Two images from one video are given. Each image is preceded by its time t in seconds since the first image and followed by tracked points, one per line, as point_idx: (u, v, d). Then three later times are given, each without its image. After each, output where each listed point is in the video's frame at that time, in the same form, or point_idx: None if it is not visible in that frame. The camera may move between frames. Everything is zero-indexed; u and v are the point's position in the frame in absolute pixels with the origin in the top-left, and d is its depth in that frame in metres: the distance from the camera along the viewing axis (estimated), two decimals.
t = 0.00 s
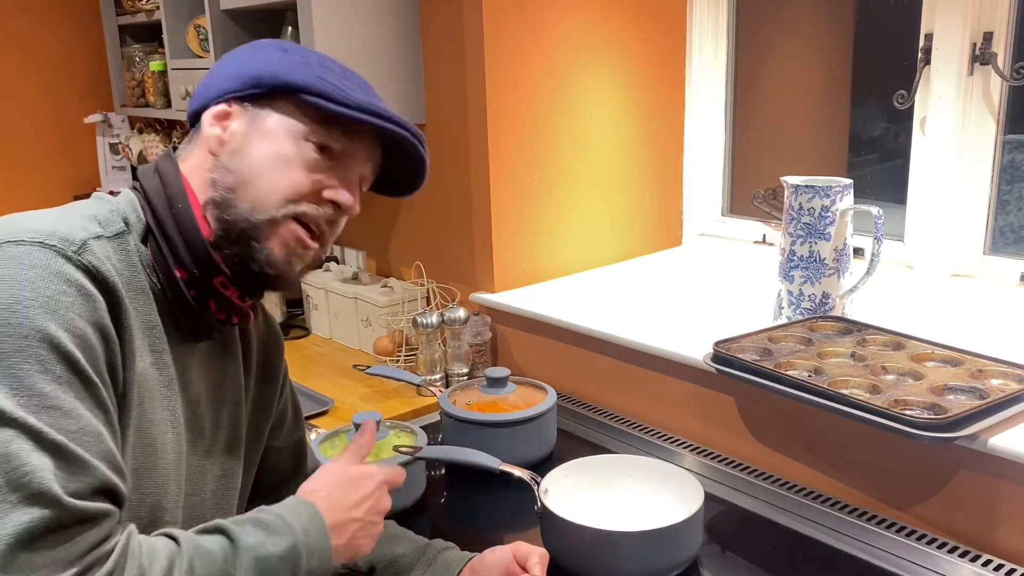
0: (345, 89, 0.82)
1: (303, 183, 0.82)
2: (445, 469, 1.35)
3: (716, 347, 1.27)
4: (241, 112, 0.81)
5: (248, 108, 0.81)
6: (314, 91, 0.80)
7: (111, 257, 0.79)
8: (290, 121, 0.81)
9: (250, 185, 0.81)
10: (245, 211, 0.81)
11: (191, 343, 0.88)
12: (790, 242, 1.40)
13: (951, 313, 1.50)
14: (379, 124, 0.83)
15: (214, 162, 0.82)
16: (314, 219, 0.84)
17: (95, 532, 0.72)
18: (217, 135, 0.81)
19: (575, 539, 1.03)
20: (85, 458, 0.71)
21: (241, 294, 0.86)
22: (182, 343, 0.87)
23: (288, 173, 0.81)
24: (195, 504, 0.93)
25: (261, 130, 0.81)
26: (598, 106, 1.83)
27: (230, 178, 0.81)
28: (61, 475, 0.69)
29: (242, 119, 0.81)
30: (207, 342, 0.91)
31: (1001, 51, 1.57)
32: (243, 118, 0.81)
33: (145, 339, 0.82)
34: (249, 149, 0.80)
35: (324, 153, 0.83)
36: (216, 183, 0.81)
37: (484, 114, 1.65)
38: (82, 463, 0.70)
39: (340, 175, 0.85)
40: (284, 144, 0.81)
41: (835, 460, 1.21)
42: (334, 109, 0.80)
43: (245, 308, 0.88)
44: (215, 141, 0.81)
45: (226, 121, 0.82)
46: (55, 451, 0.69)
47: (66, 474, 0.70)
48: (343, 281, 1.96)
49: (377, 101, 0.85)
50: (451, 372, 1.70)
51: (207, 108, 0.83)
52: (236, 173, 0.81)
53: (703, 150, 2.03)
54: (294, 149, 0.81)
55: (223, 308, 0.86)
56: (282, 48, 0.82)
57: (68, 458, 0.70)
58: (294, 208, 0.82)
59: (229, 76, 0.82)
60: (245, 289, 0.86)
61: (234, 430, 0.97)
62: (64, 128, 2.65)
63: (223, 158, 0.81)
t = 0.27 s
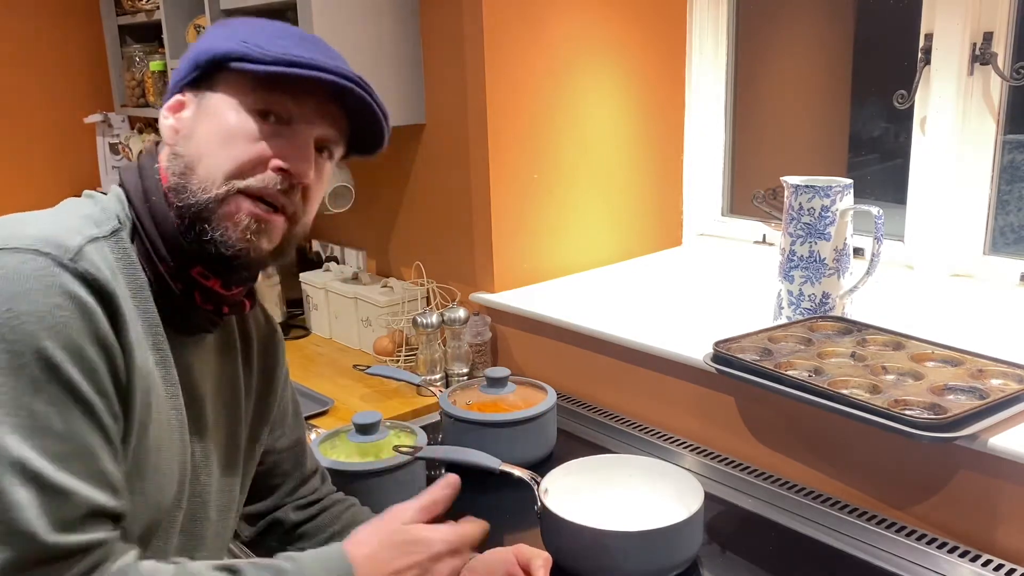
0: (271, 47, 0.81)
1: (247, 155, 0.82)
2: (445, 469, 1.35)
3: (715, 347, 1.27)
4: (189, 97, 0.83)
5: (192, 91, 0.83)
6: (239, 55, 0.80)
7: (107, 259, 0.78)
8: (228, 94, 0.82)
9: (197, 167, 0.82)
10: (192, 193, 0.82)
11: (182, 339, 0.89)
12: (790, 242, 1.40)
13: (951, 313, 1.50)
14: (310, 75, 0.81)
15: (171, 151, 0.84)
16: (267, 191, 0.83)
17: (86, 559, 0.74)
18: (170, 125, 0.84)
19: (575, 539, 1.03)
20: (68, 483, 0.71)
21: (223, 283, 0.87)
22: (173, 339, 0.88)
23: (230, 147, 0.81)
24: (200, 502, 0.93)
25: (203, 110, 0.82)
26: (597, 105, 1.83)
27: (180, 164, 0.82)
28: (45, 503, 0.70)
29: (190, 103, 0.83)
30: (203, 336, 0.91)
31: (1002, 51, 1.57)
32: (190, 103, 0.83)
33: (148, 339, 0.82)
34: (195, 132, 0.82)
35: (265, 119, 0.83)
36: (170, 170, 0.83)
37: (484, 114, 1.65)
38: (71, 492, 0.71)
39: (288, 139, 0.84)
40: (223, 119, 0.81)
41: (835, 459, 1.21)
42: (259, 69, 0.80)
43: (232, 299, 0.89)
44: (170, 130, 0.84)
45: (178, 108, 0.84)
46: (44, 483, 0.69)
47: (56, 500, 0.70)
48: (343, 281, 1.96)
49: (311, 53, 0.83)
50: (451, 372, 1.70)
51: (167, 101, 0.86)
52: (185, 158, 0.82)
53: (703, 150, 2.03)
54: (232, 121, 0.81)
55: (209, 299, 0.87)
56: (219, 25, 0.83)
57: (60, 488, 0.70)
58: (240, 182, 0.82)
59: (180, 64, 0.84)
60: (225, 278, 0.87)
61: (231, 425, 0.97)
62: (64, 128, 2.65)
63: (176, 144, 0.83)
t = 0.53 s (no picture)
0: (266, 46, 0.79)
1: (251, 158, 0.81)
2: (445, 469, 1.35)
3: (716, 347, 1.27)
4: (185, 96, 0.82)
5: (188, 90, 0.82)
6: (233, 56, 0.78)
7: (81, 255, 0.80)
8: (226, 96, 0.81)
9: (199, 171, 0.81)
10: (198, 198, 0.81)
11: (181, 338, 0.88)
12: (790, 242, 1.40)
13: (952, 313, 1.50)
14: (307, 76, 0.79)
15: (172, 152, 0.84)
16: (275, 193, 0.82)
17: None
18: (169, 126, 0.83)
19: (575, 539, 1.03)
20: None
21: (221, 281, 0.86)
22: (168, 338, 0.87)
23: (234, 151, 0.81)
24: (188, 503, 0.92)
25: (201, 112, 0.81)
26: (597, 106, 1.83)
27: (182, 166, 0.82)
28: None
29: (187, 103, 0.82)
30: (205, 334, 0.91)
31: (1001, 51, 1.57)
32: (187, 103, 0.82)
33: (127, 333, 0.83)
34: (195, 134, 0.81)
35: (265, 120, 0.82)
36: (173, 173, 0.83)
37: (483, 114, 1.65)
38: None
39: (292, 140, 0.83)
40: (223, 121, 0.81)
41: (835, 459, 1.21)
42: (254, 71, 0.78)
43: (230, 296, 0.89)
44: (170, 131, 0.83)
45: (175, 108, 0.83)
46: None
47: None
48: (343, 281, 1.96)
49: (308, 50, 0.80)
50: (451, 372, 1.70)
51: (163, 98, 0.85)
52: (187, 161, 0.82)
53: (703, 150, 2.03)
54: (233, 124, 0.81)
55: (206, 297, 0.87)
56: (213, 19, 0.81)
57: None
58: (246, 185, 0.82)
59: (174, 59, 0.83)
60: (223, 276, 0.86)
61: (232, 425, 0.96)
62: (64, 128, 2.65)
63: (176, 146, 0.83)
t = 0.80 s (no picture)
0: (275, 45, 0.79)
1: (251, 159, 0.81)
2: (445, 469, 1.35)
3: (716, 347, 1.27)
4: (192, 93, 0.82)
5: (196, 88, 0.82)
6: (242, 54, 0.79)
7: (79, 260, 0.80)
8: (232, 94, 0.81)
9: (199, 169, 0.81)
10: (196, 198, 0.81)
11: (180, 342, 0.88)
12: (790, 242, 1.40)
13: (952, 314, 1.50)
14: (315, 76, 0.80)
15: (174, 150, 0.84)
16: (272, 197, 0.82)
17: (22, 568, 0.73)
18: (174, 123, 0.83)
19: (575, 539, 1.03)
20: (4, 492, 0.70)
21: (218, 287, 0.86)
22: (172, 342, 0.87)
23: (234, 151, 0.81)
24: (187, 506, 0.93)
25: (205, 110, 0.81)
26: (597, 106, 1.83)
27: (183, 165, 0.82)
28: None
29: (192, 100, 0.82)
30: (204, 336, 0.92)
31: (1001, 51, 1.57)
32: (193, 101, 0.82)
33: (126, 339, 0.82)
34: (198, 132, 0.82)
35: (270, 121, 0.82)
36: (174, 171, 0.83)
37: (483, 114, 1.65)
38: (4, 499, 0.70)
39: (295, 143, 0.83)
40: (227, 120, 0.81)
41: (835, 459, 1.21)
42: (262, 69, 0.79)
43: (228, 301, 0.89)
44: (174, 129, 0.83)
45: (181, 105, 0.83)
46: None
47: None
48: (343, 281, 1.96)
49: (317, 51, 0.81)
50: (451, 372, 1.70)
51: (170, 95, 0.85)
52: (188, 159, 0.82)
53: (703, 151, 2.03)
54: (236, 124, 0.81)
55: (203, 302, 0.87)
56: (225, 18, 0.82)
57: None
58: (247, 185, 0.81)
59: (183, 57, 0.83)
60: (221, 282, 0.86)
61: (232, 427, 0.97)
62: (64, 129, 2.65)
63: (178, 143, 0.83)
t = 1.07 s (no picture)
0: (312, 65, 0.82)
1: (271, 167, 0.82)
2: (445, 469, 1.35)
3: (716, 347, 1.27)
4: (220, 98, 0.83)
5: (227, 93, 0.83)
6: (278, 68, 0.81)
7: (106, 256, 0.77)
8: (262, 104, 0.82)
9: (217, 170, 0.81)
10: (210, 198, 0.81)
11: (185, 341, 0.88)
12: (790, 242, 1.40)
13: (952, 313, 1.50)
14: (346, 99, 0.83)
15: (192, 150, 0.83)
16: (286, 206, 0.82)
17: (126, 542, 0.72)
18: (196, 124, 0.83)
19: (575, 539, 1.03)
20: (101, 469, 0.70)
21: (227, 289, 0.86)
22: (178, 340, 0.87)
23: (255, 157, 0.81)
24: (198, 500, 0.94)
25: (233, 115, 0.82)
26: (597, 106, 1.83)
27: (200, 163, 0.81)
28: (80, 491, 0.69)
29: (219, 104, 0.83)
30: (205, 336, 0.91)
31: (1002, 50, 1.57)
32: (221, 104, 0.83)
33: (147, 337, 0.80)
34: (221, 134, 0.82)
35: (293, 135, 0.83)
36: (190, 169, 0.82)
37: (484, 114, 1.65)
38: (104, 475, 0.70)
39: (315, 158, 0.85)
40: (252, 127, 0.81)
41: (835, 459, 1.21)
42: (298, 86, 0.81)
43: (234, 304, 0.88)
44: (195, 129, 0.83)
45: (208, 108, 0.84)
46: (71, 469, 0.68)
47: (90, 486, 0.70)
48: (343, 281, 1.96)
49: (349, 77, 0.84)
50: (451, 372, 1.70)
51: (195, 97, 0.85)
52: (206, 158, 0.81)
53: (703, 151, 2.04)
54: (261, 132, 0.81)
55: (211, 303, 0.86)
56: (263, 31, 0.84)
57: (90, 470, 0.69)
58: (261, 192, 0.81)
59: (214, 61, 0.84)
60: (229, 285, 0.85)
61: (233, 425, 0.97)
62: (63, 129, 2.65)
63: (198, 144, 0.82)
